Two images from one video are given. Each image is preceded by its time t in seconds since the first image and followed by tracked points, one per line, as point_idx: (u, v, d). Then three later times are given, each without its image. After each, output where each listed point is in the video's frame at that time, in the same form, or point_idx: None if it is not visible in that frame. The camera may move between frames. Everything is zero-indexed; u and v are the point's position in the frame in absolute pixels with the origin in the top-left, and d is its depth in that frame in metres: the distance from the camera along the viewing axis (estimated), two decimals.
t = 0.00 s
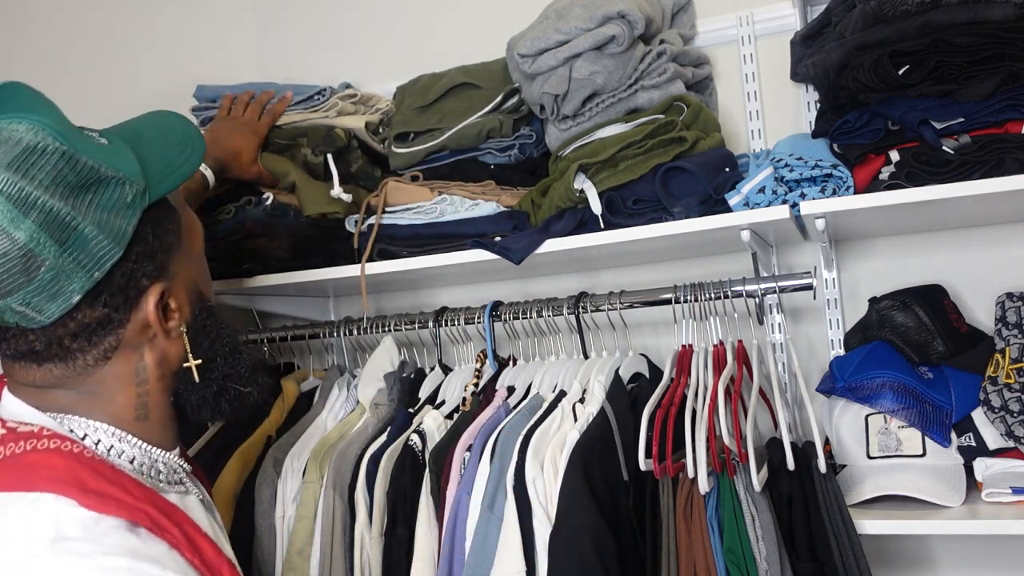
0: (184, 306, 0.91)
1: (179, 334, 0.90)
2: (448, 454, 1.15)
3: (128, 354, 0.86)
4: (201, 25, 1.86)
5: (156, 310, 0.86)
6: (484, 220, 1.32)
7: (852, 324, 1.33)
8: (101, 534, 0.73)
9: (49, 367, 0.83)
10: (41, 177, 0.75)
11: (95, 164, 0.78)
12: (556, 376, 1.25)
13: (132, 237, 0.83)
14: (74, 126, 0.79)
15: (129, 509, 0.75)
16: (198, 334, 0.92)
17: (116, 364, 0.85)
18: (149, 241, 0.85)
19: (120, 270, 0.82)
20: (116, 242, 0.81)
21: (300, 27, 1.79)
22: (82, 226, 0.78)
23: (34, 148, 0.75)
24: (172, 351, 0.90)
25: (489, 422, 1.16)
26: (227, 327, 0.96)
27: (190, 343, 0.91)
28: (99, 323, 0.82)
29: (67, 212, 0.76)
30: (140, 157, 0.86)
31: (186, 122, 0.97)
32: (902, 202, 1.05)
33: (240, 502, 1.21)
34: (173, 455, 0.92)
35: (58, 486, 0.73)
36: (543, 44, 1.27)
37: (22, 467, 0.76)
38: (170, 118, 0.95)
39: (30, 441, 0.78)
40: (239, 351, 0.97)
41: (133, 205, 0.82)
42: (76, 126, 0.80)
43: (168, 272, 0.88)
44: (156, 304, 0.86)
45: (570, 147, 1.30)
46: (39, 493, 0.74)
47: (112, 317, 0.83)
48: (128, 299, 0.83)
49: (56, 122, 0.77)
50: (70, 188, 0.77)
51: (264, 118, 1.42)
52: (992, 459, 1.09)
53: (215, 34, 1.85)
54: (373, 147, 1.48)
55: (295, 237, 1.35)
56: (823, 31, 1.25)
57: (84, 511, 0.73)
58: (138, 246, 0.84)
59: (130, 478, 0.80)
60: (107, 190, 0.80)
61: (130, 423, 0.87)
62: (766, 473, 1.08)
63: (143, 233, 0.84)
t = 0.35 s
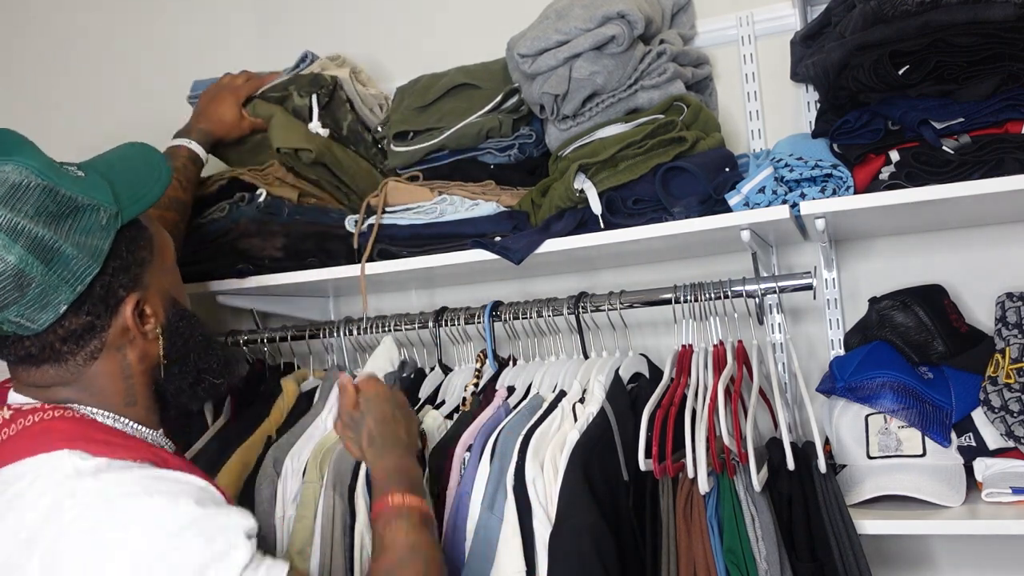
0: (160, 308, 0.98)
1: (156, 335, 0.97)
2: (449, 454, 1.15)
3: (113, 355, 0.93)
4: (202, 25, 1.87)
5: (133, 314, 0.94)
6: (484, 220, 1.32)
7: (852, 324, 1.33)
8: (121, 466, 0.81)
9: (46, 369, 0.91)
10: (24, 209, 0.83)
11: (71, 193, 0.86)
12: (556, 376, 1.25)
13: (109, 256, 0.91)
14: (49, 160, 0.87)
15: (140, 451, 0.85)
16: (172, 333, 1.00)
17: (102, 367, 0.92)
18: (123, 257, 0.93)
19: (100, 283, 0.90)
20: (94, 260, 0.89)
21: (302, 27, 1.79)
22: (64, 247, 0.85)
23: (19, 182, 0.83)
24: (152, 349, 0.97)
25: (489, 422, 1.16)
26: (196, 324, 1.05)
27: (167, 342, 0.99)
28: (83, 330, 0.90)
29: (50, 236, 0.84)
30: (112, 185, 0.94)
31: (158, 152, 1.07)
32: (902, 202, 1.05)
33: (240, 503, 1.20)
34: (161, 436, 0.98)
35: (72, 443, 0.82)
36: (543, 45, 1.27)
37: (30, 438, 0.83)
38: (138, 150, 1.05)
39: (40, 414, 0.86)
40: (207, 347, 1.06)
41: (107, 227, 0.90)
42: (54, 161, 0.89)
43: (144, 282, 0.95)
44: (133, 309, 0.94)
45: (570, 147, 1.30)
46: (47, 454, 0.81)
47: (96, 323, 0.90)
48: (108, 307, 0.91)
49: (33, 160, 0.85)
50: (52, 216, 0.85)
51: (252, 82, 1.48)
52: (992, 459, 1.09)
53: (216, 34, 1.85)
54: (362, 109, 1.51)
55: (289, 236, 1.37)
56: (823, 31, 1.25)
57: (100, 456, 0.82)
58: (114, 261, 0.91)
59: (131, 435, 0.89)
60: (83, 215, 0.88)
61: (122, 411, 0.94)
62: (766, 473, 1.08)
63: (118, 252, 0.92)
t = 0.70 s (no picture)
0: (150, 307, 1.04)
1: (147, 334, 1.03)
2: (449, 454, 1.15)
3: (109, 351, 1.00)
4: (203, 24, 1.87)
5: (123, 314, 1.00)
6: (484, 220, 1.32)
7: (852, 324, 1.33)
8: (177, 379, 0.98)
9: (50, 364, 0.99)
10: (22, 218, 0.92)
11: (64, 203, 0.95)
12: (556, 376, 1.25)
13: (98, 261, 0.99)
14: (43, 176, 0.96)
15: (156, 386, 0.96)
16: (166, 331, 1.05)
17: (100, 360, 1.00)
18: (116, 261, 1.01)
19: (93, 286, 0.98)
20: (85, 263, 0.97)
21: (302, 27, 1.79)
22: (59, 251, 0.94)
23: (15, 192, 0.92)
24: (145, 347, 1.03)
25: (489, 422, 1.16)
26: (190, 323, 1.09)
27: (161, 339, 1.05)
28: (78, 328, 0.97)
29: (44, 242, 0.93)
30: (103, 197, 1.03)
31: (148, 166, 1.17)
32: (903, 202, 1.05)
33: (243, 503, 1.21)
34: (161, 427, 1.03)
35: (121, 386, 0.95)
36: (543, 45, 1.27)
37: (72, 391, 0.93)
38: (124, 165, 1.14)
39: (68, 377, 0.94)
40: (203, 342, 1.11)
41: (97, 235, 0.99)
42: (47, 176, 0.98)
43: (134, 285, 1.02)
44: (123, 310, 1.00)
45: (570, 147, 1.30)
46: (100, 397, 0.93)
47: (90, 323, 0.98)
48: (100, 308, 0.98)
49: (28, 175, 0.94)
50: (46, 223, 0.93)
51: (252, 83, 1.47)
52: (992, 459, 1.09)
53: (216, 34, 1.86)
54: (361, 108, 1.50)
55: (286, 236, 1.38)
56: (823, 31, 1.25)
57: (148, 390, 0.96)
58: (104, 265, 0.99)
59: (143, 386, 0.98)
60: (77, 224, 0.97)
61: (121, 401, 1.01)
62: (767, 473, 1.08)
63: (108, 257, 1.00)
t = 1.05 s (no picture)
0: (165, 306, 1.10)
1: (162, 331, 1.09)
2: (449, 453, 1.15)
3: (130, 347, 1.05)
4: (203, 24, 1.87)
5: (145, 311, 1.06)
6: (484, 220, 1.32)
7: (852, 324, 1.33)
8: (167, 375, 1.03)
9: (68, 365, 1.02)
10: (66, 215, 0.96)
11: (99, 203, 1.00)
12: (556, 376, 1.26)
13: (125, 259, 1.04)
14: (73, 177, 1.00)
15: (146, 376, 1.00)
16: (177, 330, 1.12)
17: (121, 358, 1.04)
18: (138, 260, 1.07)
19: (121, 284, 1.03)
20: (118, 261, 1.02)
21: (303, 28, 1.79)
22: (96, 249, 0.99)
23: (56, 194, 0.96)
24: (160, 344, 1.09)
25: (489, 422, 1.17)
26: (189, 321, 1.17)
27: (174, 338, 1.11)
28: (105, 326, 1.02)
29: (86, 239, 0.98)
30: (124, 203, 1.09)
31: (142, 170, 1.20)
32: (903, 201, 1.05)
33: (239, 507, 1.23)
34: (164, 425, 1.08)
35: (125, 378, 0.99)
36: (543, 45, 1.27)
37: (83, 385, 0.97)
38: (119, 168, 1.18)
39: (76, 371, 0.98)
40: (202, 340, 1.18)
41: (123, 233, 1.04)
42: (76, 177, 1.02)
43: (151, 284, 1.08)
44: (146, 307, 1.06)
45: (570, 147, 1.30)
46: (107, 390, 0.97)
47: (116, 319, 1.03)
48: (126, 305, 1.04)
49: (64, 176, 0.98)
50: (86, 222, 0.98)
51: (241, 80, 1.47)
52: (992, 459, 1.09)
53: (216, 34, 1.86)
54: (350, 99, 1.46)
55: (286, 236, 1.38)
56: (823, 31, 1.25)
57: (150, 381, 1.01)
58: (130, 265, 1.05)
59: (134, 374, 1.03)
60: (107, 223, 1.02)
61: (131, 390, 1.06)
62: (766, 473, 1.08)
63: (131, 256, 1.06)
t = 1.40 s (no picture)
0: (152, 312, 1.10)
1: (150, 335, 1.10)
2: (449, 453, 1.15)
3: (116, 353, 1.05)
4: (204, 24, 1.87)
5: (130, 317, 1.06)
6: (483, 220, 1.32)
7: (852, 324, 1.33)
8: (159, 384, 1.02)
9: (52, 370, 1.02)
10: (40, 222, 0.96)
11: (76, 208, 1.00)
12: (556, 376, 1.26)
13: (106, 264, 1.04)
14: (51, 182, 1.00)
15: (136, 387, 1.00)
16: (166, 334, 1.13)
17: (105, 364, 1.05)
18: (122, 265, 1.07)
19: (103, 289, 1.03)
20: (97, 267, 1.02)
21: (304, 28, 1.80)
22: (73, 255, 0.99)
23: (31, 200, 0.96)
24: (148, 349, 1.10)
25: (489, 422, 1.17)
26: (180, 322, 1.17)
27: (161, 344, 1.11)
28: (87, 332, 1.02)
29: (62, 246, 0.97)
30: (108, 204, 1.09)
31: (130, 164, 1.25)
32: (902, 201, 1.05)
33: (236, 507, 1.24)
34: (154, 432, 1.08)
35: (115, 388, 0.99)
36: (543, 45, 1.27)
37: (70, 397, 0.96)
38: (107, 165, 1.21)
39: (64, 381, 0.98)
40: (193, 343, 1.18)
41: (104, 237, 1.04)
42: (55, 180, 1.02)
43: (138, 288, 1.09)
44: (131, 312, 1.06)
45: (570, 147, 1.30)
46: (96, 400, 0.96)
47: (99, 326, 1.03)
48: (110, 311, 1.04)
49: (40, 181, 0.98)
50: (62, 228, 0.98)
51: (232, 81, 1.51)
52: (992, 459, 1.09)
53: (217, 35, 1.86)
54: (340, 92, 1.49)
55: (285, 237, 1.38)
56: (823, 31, 1.25)
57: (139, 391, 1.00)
58: (114, 268, 1.05)
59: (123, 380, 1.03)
60: (87, 228, 1.01)
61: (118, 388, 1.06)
62: (766, 474, 1.08)
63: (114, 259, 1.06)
